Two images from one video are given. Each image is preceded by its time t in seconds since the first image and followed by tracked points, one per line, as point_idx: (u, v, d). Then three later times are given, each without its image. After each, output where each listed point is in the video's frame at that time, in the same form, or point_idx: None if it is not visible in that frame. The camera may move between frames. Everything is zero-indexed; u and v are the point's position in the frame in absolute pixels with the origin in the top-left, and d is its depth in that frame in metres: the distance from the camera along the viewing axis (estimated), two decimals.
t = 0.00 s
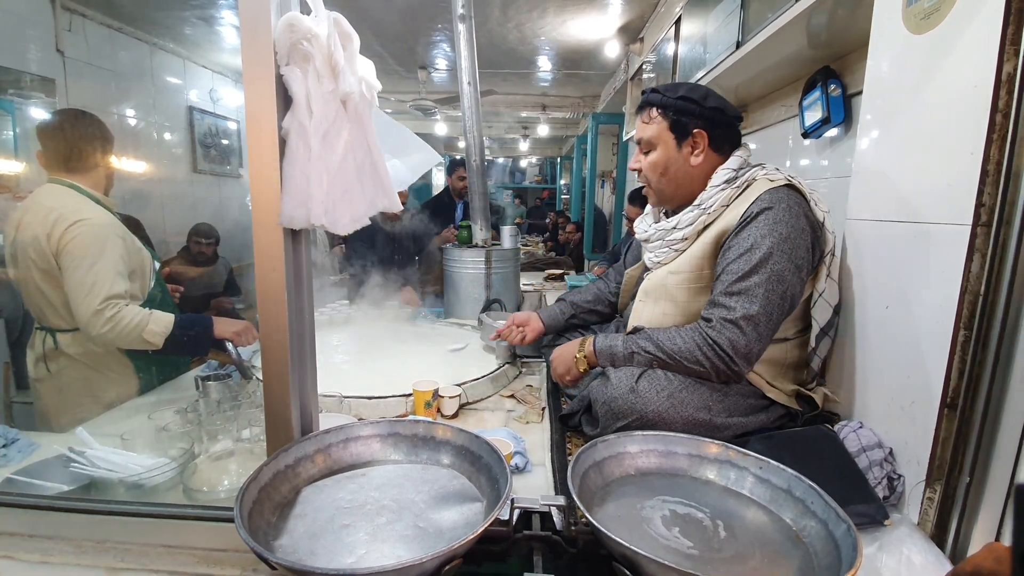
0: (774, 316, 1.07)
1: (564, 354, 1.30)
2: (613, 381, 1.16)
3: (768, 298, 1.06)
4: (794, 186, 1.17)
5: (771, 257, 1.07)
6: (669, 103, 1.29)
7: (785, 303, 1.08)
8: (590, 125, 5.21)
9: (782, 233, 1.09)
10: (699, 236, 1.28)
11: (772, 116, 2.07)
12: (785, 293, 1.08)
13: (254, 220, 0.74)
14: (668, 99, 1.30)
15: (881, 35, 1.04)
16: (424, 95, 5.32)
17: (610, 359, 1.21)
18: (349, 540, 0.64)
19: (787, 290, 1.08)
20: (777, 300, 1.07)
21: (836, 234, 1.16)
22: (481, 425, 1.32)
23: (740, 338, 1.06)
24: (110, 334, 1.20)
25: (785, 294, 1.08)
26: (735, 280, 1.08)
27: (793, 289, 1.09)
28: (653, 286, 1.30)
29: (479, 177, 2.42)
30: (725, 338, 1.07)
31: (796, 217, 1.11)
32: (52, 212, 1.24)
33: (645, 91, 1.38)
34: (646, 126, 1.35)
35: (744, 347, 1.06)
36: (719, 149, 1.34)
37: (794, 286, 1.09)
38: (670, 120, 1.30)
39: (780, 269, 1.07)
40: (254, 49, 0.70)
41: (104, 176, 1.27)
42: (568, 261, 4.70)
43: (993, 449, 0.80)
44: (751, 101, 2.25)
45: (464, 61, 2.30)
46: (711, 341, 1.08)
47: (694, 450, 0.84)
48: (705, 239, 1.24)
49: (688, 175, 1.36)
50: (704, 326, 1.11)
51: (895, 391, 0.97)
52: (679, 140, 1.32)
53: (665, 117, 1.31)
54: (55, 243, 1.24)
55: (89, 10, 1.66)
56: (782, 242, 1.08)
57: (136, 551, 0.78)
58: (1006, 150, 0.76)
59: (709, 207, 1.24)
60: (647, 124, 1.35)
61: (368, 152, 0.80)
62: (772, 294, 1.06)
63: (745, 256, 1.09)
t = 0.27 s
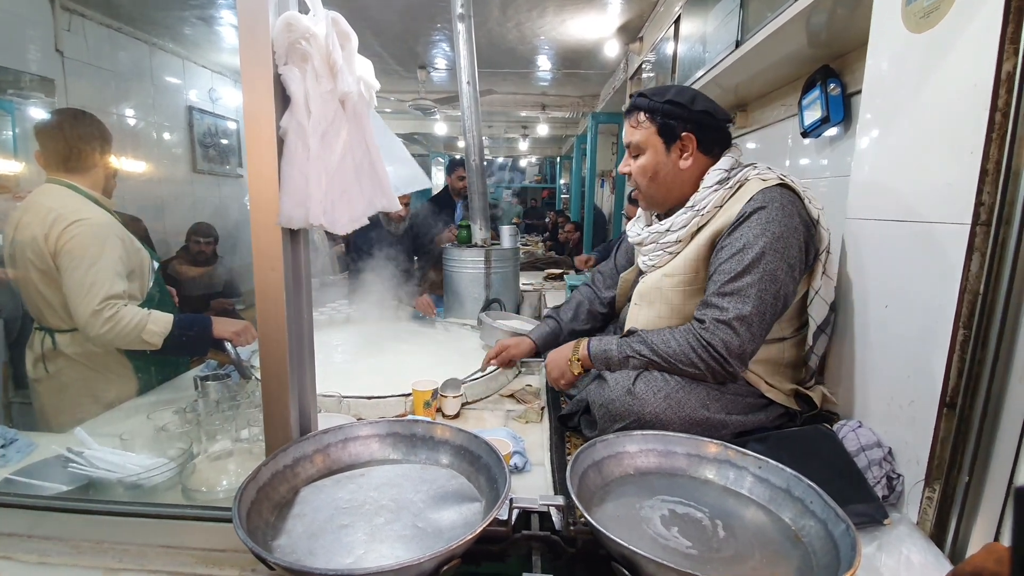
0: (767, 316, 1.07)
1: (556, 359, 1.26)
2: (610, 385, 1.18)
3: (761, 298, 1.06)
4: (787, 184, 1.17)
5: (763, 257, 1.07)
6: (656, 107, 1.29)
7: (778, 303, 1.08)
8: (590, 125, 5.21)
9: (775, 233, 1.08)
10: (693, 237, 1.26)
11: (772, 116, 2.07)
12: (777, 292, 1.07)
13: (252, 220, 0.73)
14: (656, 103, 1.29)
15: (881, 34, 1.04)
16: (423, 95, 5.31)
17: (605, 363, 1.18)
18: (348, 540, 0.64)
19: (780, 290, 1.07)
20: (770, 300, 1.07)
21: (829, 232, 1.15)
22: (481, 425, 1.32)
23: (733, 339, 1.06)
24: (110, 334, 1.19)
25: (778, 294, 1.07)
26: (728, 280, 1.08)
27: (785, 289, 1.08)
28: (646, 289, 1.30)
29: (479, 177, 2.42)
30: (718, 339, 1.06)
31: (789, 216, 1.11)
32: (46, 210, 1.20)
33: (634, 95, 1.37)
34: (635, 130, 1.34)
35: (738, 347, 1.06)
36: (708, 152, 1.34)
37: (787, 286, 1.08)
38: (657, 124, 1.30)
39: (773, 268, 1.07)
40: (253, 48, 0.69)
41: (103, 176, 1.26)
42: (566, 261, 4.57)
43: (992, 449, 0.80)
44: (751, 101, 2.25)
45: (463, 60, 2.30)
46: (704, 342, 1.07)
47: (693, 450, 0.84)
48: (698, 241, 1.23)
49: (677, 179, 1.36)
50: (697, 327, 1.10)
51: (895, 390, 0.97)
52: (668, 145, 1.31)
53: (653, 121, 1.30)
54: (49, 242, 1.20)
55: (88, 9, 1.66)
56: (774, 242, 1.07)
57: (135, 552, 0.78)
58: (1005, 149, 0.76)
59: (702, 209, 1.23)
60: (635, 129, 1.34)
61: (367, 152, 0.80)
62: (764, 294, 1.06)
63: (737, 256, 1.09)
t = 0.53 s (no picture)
0: (772, 316, 1.06)
1: (559, 357, 1.26)
2: (612, 382, 1.17)
3: (766, 298, 1.05)
4: (793, 186, 1.16)
5: (769, 257, 1.06)
6: (659, 105, 1.30)
7: (783, 303, 1.07)
8: (590, 125, 5.21)
9: (781, 233, 1.08)
10: (697, 235, 1.28)
11: (772, 115, 2.07)
12: (782, 293, 1.07)
13: (254, 220, 0.74)
14: (658, 101, 1.30)
15: (881, 34, 1.04)
16: (423, 94, 5.32)
17: (608, 360, 1.19)
18: (349, 540, 0.64)
19: (785, 290, 1.07)
20: (775, 300, 1.06)
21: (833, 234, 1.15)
22: (481, 425, 1.32)
23: (737, 338, 1.06)
24: (110, 334, 1.18)
25: (783, 294, 1.07)
26: (734, 280, 1.07)
27: (790, 289, 1.08)
28: (652, 286, 1.29)
29: (479, 176, 2.42)
30: (723, 338, 1.06)
31: (794, 216, 1.10)
32: (45, 209, 1.18)
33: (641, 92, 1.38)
34: (640, 126, 1.36)
35: (742, 347, 1.06)
36: (710, 150, 1.33)
37: (792, 286, 1.08)
38: (659, 122, 1.31)
39: (778, 269, 1.06)
40: (253, 48, 0.69)
41: (102, 175, 1.27)
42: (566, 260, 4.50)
43: (993, 448, 0.80)
44: (751, 101, 2.25)
45: (463, 60, 2.30)
46: (708, 341, 1.08)
47: (694, 450, 0.83)
48: (704, 239, 1.22)
49: (679, 176, 1.36)
50: (701, 325, 1.10)
51: (896, 390, 0.97)
52: (669, 142, 1.32)
53: (655, 119, 1.31)
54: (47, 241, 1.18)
55: (87, 9, 1.65)
56: (780, 242, 1.07)
57: (136, 551, 0.77)
58: (1006, 148, 0.76)
59: (706, 207, 1.24)
60: (640, 125, 1.36)
61: (368, 151, 0.79)
62: (770, 294, 1.06)
63: (743, 256, 1.08)
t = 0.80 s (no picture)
0: (767, 308, 1.06)
1: (557, 361, 1.26)
2: (611, 379, 1.17)
3: (760, 289, 1.06)
4: (791, 184, 1.17)
5: (764, 250, 1.07)
6: (669, 99, 1.32)
7: (778, 296, 1.07)
8: (590, 125, 5.22)
9: (775, 228, 1.08)
10: (697, 229, 1.28)
11: (772, 115, 2.07)
12: (777, 285, 1.07)
13: (254, 220, 0.74)
14: (669, 95, 1.32)
15: (881, 34, 1.04)
16: (423, 94, 5.31)
17: (606, 358, 1.18)
18: (349, 539, 0.64)
19: (780, 283, 1.07)
20: (770, 292, 1.06)
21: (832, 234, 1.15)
22: (481, 425, 1.32)
23: (732, 327, 1.06)
24: (109, 334, 1.18)
25: (778, 287, 1.07)
26: (729, 272, 1.08)
27: (786, 282, 1.08)
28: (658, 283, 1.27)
29: (479, 176, 2.42)
30: (718, 327, 1.06)
31: (789, 213, 1.11)
32: (45, 209, 1.17)
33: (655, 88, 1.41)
34: (652, 120, 1.38)
35: (737, 336, 1.06)
36: (717, 145, 1.33)
37: (787, 280, 1.08)
38: (669, 115, 1.33)
39: (773, 261, 1.07)
40: (253, 48, 0.69)
41: (102, 174, 1.27)
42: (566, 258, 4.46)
43: (992, 448, 0.80)
44: (751, 100, 2.25)
45: (463, 60, 2.30)
46: (704, 331, 1.08)
47: (694, 449, 0.84)
48: (704, 233, 1.23)
49: (686, 170, 1.37)
50: (697, 317, 1.10)
51: (895, 390, 0.97)
52: (677, 135, 1.33)
53: (666, 112, 1.33)
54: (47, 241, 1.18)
55: (87, 8, 1.65)
56: (774, 236, 1.08)
57: (134, 551, 0.77)
58: (1006, 149, 0.76)
59: (707, 201, 1.25)
60: (652, 119, 1.38)
61: (368, 151, 0.79)
62: (765, 286, 1.06)
63: (739, 249, 1.09)
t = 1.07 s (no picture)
0: (770, 298, 1.07)
1: (564, 364, 1.30)
2: (613, 377, 1.16)
3: (764, 280, 1.06)
4: (788, 178, 1.18)
5: (766, 241, 1.07)
6: (667, 99, 1.34)
7: (781, 287, 1.08)
8: (590, 125, 5.22)
9: (777, 220, 1.09)
10: (698, 224, 1.28)
11: (772, 115, 2.07)
12: (780, 276, 1.07)
13: (253, 219, 0.73)
14: (668, 95, 1.35)
15: (881, 33, 1.04)
16: (423, 94, 5.31)
17: (610, 354, 1.20)
18: (348, 540, 0.64)
19: (783, 274, 1.08)
20: (773, 283, 1.07)
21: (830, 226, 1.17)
22: (481, 425, 1.32)
23: (736, 318, 1.06)
24: (110, 334, 1.18)
25: (781, 277, 1.07)
26: (732, 264, 1.08)
27: (788, 273, 1.09)
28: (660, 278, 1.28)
29: (479, 176, 2.42)
30: (722, 319, 1.07)
31: (790, 205, 1.11)
32: (44, 209, 1.18)
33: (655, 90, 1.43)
34: (652, 120, 1.40)
35: (742, 327, 1.06)
36: (715, 142, 1.32)
37: (790, 271, 1.09)
38: (668, 114, 1.34)
39: (775, 252, 1.07)
40: (251, 47, 0.69)
41: (100, 174, 1.26)
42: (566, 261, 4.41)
43: (993, 449, 0.80)
44: (751, 100, 2.25)
45: (463, 59, 2.30)
46: (708, 323, 1.08)
47: (694, 449, 0.83)
48: (704, 228, 1.23)
49: (684, 167, 1.37)
50: (701, 310, 1.11)
51: (895, 389, 0.97)
52: (675, 133, 1.34)
53: (665, 111, 1.35)
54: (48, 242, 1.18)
55: (86, 8, 1.65)
56: (776, 228, 1.08)
57: (134, 551, 0.78)
58: (1007, 148, 0.76)
59: (707, 196, 1.25)
60: (652, 119, 1.40)
61: (366, 151, 0.79)
62: (767, 276, 1.06)
63: (741, 241, 1.09)
